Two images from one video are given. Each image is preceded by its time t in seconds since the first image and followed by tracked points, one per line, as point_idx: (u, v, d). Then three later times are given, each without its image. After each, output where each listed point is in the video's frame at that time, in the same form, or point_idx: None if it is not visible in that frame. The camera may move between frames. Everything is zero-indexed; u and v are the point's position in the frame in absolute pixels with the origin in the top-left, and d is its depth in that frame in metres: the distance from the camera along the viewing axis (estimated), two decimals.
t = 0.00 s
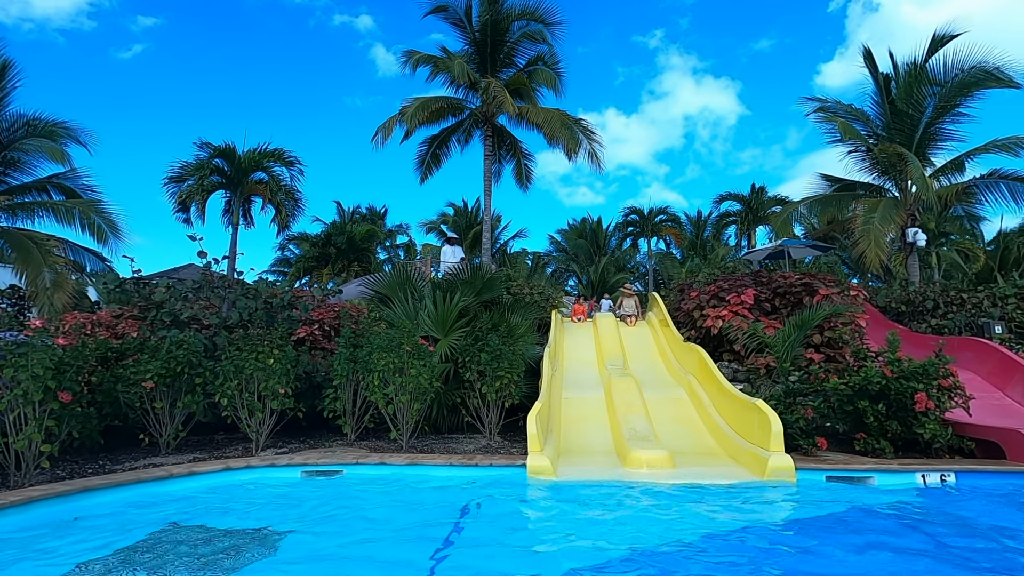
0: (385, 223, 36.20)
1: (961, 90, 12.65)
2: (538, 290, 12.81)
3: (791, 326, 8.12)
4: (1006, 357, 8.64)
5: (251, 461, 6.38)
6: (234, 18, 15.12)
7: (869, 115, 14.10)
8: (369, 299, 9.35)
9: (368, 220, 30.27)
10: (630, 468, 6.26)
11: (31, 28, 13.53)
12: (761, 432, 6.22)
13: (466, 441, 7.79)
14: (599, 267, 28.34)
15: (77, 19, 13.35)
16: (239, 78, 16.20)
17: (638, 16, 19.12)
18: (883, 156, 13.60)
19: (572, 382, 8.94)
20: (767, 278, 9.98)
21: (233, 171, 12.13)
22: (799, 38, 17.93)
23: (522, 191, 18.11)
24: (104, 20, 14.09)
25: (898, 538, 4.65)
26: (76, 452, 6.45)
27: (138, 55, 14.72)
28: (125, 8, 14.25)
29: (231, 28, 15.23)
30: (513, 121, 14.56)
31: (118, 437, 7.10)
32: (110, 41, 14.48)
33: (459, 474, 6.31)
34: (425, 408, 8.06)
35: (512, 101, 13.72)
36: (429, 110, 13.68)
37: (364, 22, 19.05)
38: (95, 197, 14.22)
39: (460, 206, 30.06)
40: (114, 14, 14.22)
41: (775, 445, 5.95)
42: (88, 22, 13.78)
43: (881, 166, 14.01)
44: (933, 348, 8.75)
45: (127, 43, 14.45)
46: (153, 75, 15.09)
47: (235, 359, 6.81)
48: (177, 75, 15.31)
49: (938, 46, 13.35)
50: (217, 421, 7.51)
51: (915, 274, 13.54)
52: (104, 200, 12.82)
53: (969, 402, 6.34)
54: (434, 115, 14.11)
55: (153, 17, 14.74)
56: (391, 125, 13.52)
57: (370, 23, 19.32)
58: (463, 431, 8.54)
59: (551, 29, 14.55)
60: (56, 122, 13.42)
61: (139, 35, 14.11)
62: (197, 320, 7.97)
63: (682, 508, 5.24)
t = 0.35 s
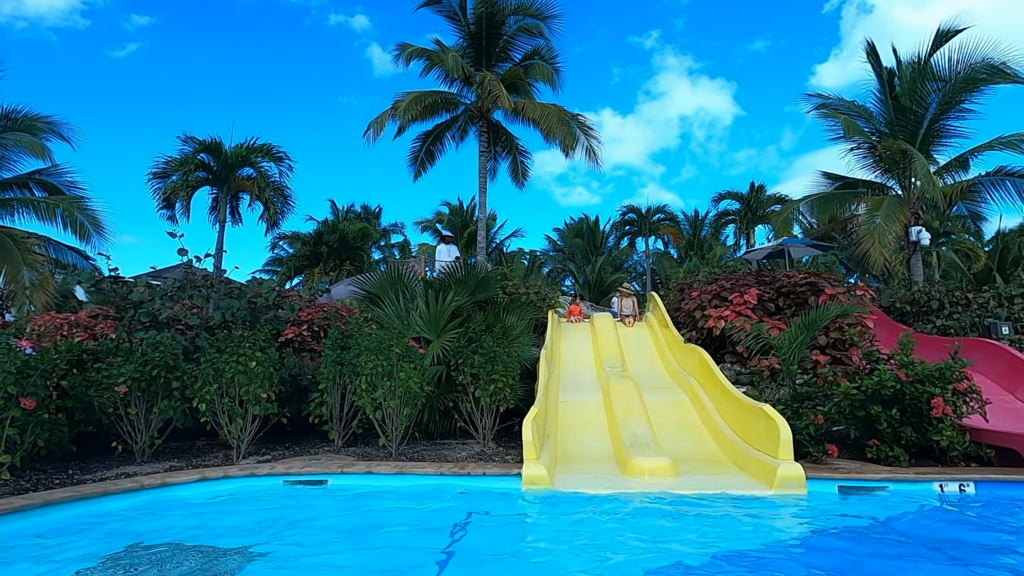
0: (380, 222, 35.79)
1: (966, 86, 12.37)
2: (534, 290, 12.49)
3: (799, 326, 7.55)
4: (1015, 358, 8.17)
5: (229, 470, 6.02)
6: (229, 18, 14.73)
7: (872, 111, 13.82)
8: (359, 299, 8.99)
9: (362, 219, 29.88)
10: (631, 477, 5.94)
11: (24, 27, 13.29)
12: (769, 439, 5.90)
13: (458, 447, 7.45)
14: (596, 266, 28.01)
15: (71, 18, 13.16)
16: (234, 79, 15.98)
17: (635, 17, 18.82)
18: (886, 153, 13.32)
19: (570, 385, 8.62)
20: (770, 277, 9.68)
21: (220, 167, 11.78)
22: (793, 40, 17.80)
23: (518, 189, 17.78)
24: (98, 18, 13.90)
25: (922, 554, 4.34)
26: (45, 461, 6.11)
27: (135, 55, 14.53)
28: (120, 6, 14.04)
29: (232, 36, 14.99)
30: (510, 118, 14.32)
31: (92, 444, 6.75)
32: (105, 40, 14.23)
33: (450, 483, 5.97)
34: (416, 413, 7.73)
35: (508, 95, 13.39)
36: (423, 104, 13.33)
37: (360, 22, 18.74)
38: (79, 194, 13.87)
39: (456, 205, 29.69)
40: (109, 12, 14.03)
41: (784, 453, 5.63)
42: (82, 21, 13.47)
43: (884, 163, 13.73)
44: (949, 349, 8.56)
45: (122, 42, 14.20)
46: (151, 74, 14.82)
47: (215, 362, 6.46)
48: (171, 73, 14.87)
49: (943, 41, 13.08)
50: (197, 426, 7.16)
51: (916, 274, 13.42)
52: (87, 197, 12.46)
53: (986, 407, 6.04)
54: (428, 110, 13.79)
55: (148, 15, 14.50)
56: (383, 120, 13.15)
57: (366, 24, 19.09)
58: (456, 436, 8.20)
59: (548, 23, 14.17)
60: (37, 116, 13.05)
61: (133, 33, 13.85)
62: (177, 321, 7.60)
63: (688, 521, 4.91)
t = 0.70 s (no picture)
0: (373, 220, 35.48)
1: (965, 81, 12.18)
2: (527, 287, 12.23)
3: (799, 323, 7.14)
4: (1016, 356, 7.85)
5: (201, 475, 5.71)
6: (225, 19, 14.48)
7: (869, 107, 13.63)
8: (344, 296, 8.69)
9: (354, 217, 29.56)
10: (624, 481, 5.67)
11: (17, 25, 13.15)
12: (768, 440, 5.66)
13: (445, 450, 7.18)
14: (592, 266, 28.43)
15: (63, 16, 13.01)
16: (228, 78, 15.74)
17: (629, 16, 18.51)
18: (884, 149, 13.12)
19: (562, 385, 8.36)
20: (767, 275, 9.46)
21: (204, 161, 11.50)
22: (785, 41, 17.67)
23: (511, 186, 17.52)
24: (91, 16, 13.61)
25: (932, 562, 4.09)
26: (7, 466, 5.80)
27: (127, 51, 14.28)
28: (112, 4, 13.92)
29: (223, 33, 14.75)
30: (501, 111, 14.05)
31: (59, 447, 6.44)
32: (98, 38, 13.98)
33: (435, 489, 5.69)
34: (401, 414, 7.46)
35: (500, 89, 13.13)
36: (413, 98, 13.05)
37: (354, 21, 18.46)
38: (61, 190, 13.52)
39: (449, 204, 29.39)
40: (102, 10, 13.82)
41: (784, 456, 5.38)
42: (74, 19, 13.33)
43: (881, 159, 13.54)
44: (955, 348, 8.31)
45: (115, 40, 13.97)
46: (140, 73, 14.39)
47: (189, 361, 6.16)
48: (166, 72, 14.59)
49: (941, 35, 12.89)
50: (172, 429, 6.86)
51: (914, 272, 13.18)
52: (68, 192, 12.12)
53: (992, 407, 5.82)
54: (418, 104, 13.52)
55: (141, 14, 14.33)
56: (372, 115, 12.86)
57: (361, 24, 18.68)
58: (443, 438, 7.93)
59: (541, 16, 13.99)
60: (17, 110, 12.72)
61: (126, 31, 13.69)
62: (153, 319, 7.29)
63: (684, 528, 4.64)
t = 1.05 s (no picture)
0: (366, 217, 35.18)
1: (966, 74, 11.98)
2: (520, 284, 11.99)
3: (799, 320, 6.91)
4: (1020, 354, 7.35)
5: (173, 479, 5.44)
6: (219, 18, 14.24)
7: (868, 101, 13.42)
8: (330, 293, 8.41)
9: (346, 214, 29.28)
10: (616, 484, 5.45)
11: (9, 21, 13.23)
12: (767, 442, 5.43)
13: (432, 452, 6.95)
14: (586, 264, 27.28)
15: (55, 11, 12.98)
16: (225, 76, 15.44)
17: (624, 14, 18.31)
18: (883, 144, 12.92)
19: (554, 384, 8.13)
20: (765, 271, 9.24)
21: (188, 154, 11.23)
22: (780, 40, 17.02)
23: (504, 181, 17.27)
24: (83, 12, 13.57)
25: (940, 571, 3.88)
26: None
27: (120, 48, 13.99)
28: None
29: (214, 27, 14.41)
30: (494, 103, 13.83)
31: (27, 451, 6.17)
32: (91, 35, 13.79)
33: (419, 494, 5.44)
34: (387, 415, 7.21)
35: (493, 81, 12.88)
36: (403, 90, 12.84)
37: (350, 20, 18.13)
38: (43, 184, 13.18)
39: (443, 200, 29.12)
40: (95, 5, 13.82)
41: (784, 458, 5.16)
42: (66, 15, 13.29)
43: (880, 154, 13.35)
44: (960, 347, 8.13)
45: (108, 36, 13.84)
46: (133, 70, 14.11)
47: (163, 360, 5.90)
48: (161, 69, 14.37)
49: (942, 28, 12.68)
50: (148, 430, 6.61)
51: (915, 269, 12.84)
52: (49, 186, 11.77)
53: (999, 407, 5.61)
54: (409, 96, 13.31)
55: (134, 11, 14.40)
56: (361, 107, 12.57)
57: (356, 20, 18.15)
58: (431, 439, 7.70)
59: (535, 7, 13.77)
60: None
61: (119, 28, 13.61)
62: (129, 316, 7.01)
63: (678, 535, 4.42)
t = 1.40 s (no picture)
0: (361, 213, 34.88)
1: (970, 66, 11.77)
2: (516, 280, 11.74)
3: (804, 316, 6.56)
4: None
5: (150, 483, 5.18)
6: (214, 14, 14.02)
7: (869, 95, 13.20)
8: (319, 289, 8.15)
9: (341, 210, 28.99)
10: (614, 486, 5.21)
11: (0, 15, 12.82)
12: (772, 442, 5.20)
13: (424, 452, 6.72)
14: (582, 259, 27.42)
15: (49, 7, 12.57)
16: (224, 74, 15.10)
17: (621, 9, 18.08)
18: (885, 137, 12.70)
19: (551, 381, 7.89)
20: (766, 266, 9.03)
21: (175, 146, 11.69)
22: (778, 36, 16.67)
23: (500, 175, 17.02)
24: (77, 7, 13.26)
25: None
26: None
27: (114, 45, 13.42)
28: None
29: (208, 19, 14.00)
30: (489, 96, 13.67)
31: None
32: (84, 30, 13.42)
33: (409, 497, 5.19)
34: (377, 414, 6.97)
35: (488, 72, 12.61)
36: (396, 81, 12.63)
37: (345, 15, 17.77)
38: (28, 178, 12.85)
39: (439, 197, 28.83)
40: None
41: (789, 459, 4.93)
42: (59, 10, 12.88)
43: (882, 147, 13.12)
44: (972, 343, 7.97)
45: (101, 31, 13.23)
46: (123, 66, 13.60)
47: (141, 357, 5.65)
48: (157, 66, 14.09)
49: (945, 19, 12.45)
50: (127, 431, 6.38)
51: (916, 264, 12.84)
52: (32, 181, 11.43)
53: (1013, 405, 5.41)
54: (403, 86, 13.11)
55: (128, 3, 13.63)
56: (353, 99, 12.30)
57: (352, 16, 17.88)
58: (423, 439, 7.47)
59: None
60: None
61: (114, 24, 13.26)
62: (108, 312, 6.75)
63: (679, 541, 4.19)
